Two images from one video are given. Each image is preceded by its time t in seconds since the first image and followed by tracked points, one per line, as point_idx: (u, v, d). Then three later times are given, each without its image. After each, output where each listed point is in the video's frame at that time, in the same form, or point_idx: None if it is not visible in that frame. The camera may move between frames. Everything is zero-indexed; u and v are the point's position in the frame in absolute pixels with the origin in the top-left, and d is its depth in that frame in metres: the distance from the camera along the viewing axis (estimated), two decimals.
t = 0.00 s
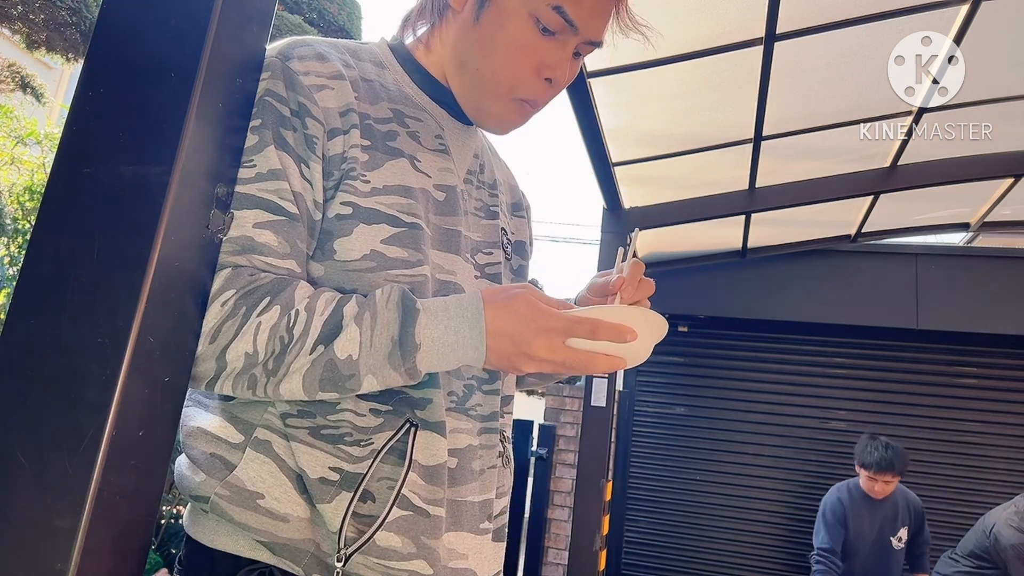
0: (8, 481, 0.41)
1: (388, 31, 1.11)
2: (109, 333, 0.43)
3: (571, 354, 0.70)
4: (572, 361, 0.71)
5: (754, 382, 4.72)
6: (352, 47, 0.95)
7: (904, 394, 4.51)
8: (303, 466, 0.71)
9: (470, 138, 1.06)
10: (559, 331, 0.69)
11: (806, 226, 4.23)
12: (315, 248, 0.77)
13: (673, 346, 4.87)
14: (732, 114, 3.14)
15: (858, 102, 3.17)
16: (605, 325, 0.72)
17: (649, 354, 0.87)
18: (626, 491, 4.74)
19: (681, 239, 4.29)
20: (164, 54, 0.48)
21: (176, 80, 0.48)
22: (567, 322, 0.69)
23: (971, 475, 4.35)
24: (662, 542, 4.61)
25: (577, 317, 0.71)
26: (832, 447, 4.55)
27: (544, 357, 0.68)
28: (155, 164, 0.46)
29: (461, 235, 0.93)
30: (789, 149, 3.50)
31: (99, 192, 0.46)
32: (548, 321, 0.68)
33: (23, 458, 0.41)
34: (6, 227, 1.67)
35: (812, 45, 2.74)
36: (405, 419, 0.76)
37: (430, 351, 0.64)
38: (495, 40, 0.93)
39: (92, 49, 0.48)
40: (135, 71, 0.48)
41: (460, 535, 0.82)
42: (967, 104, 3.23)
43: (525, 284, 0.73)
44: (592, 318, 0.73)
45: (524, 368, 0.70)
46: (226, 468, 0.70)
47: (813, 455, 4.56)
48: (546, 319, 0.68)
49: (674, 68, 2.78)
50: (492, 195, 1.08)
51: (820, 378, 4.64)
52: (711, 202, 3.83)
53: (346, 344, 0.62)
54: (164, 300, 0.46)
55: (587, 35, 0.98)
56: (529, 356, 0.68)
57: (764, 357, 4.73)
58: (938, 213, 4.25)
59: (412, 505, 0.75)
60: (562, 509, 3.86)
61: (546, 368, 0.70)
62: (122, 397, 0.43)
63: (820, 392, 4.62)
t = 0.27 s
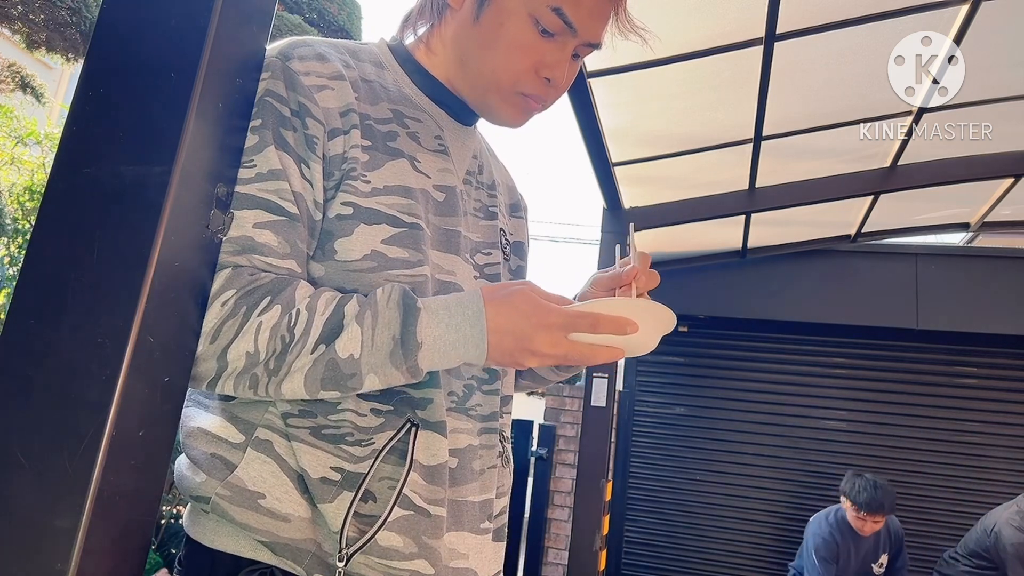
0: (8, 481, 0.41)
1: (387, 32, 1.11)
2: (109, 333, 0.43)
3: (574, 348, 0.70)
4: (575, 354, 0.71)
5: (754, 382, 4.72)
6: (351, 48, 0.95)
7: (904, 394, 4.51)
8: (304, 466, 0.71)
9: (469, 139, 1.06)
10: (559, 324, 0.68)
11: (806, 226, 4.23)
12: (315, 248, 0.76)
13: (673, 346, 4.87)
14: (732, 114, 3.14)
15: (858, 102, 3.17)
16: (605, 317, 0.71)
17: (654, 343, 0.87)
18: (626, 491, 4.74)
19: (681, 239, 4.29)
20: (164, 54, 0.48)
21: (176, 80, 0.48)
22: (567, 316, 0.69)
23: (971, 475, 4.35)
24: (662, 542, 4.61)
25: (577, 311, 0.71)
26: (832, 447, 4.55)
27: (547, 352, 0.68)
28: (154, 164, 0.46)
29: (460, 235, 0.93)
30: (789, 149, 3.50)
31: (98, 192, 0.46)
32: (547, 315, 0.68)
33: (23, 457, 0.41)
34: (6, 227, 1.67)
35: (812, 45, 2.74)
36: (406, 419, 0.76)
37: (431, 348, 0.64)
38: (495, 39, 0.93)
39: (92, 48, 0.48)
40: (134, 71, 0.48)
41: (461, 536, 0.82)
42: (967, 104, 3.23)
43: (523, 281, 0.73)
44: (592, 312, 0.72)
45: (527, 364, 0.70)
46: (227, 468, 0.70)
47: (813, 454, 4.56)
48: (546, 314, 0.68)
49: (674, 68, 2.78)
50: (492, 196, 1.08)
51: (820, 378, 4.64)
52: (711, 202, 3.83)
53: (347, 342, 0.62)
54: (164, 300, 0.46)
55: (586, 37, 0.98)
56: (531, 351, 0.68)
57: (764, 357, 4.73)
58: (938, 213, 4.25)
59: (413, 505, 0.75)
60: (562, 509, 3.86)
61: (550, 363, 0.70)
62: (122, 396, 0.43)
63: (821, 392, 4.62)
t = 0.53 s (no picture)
0: (8, 481, 0.41)
1: (385, 32, 1.11)
2: (109, 333, 0.43)
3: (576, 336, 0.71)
4: (577, 342, 0.72)
5: (754, 382, 4.72)
6: (349, 47, 0.95)
7: (904, 394, 4.51)
8: (303, 466, 0.71)
9: (469, 138, 1.06)
10: (560, 314, 0.69)
11: (806, 226, 4.23)
12: (316, 248, 0.77)
13: (673, 346, 4.87)
14: (732, 114, 3.14)
15: (858, 102, 3.17)
16: (607, 303, 0.71)
17: (656, 323, 0.87)
18: (626, 491, 4.74)
19: (681, 239, 4.29)
20: (164, 54, 0.48)
21: (176, 80, 0.48)
22: (568, 306, 0.70)
23: (971, 475, 4.35)
24: (662, 541, 4.61)
25: (578, 300, 0.72)
26: (832, 447, 4.55)
27: (548, 342, 0.69)
28: (154, 164, 0.46)
29: (459, 235, 0.93)
30: (789, 149, 3.50)
31: (99, 192, 0.46)
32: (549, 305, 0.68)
33: (23, 457, 0.41)
34: (6, 227, 1.67)
35: (812, 45, 2.73)
36: (405, 419, 0.76)
37: (432, 345, 0.64)
38: (494, 39, 0.93)
39: (92, 48, 0.48)
40: (133, 71, 0.48)
41: (460, 535, 0.82)
42: (967, 104, 3.23)
43: (524, 271, 0.73)
44: (593, 298, 0.72)
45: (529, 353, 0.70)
46: (227, 467, 0.70)
47: (813, 454, 4.56)
48: (547, 304, 0.69)
49: (674, 68, 2.78)
50: (491, 196, 1.08)
51: (820, 378, 4.64)
52: (711, 202, 3.83)
53: (348, 339, 0.62)
54: (164, 300, 0.46)
55: (584, 34, 0.98)
56: (533, 342, 0.68)
57: (764, 357, 4.73)
58: (938, 213, 4.25)
59: (413, 505, 0.75)
60: (562, 509, 3.86)
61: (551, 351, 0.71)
62: (122, 395, 0.43)
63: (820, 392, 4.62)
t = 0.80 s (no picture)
0: (8, 480, 0.41)
1: (384, 33, 1.11)
2: (109, 334, 0.43)
3: (575, 333, 0.71)
4: (576, 340, 0.72)
5: (754, 382, 4.72)
6: (349, 47, 0.95)
7: (904, 394, 4.52)
8: (303, 465, 0.71)
9: (467, 138, 1.06)
10: (559, 311, 0.69)
11: (806, 226, 4.23)
12: (315, 248, 0.77)
13: (673, 346, 4.87)
14: (732, 114, 3.14)
15: (858, 102, 3.17)
16: (606, 301, 0.73)
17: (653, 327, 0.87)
18: (626, 491, 4.73)
19: (681, 239, 4.29)
20: (164, 54, 0.48)
21: (176, 80, 0.48)
22: (566, 303, 0.70)
23: (971, 475, 4.35)
24: (662, 541, 4.61)
25: (575, 298, 0.72)
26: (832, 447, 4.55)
27: (549, 338, 0.69)
28: (154, 163, 0.46)
29: (459, 235, 0.93)
30: (789, 149, 3.50)
31: (98, 192, 0.46)
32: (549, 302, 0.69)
33: (23, 458, 0.41)
34: (6, 227, 1.67)
35: (812, 45, 2.73)
36: (405, 419, 0.76)
37: (432, 343, 0.64)
38: (492, 39, 0.93)
39: (92, 48, 0.48)
40: (133, 72, 0.48)
41: (460, 535, 0.82)
42: (967, 104, 3.23)
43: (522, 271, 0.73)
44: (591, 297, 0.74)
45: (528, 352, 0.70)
46: (226, 468, 0.71)
47: (813, 454, 4.56)
48: (546, 300, 0.69)
49: (674, 68, 2.78)
50: (490, 195, 1.08)
51: (820, 378, 4.64)
52: (711, 202, 3.83)
53: (347, 337, 0.62)
54: (164, 299, 0.46)
55: (583, 35, 0.97)
56: (533, 339, 0.68)
57: (764, 357, 4.73)
58: (938, 213, 4.25)
59: (412, 505, 0.75)
60: (562, 509, 3.86)
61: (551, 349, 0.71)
62: (122, 395, 0.43)
63: (820, 392, 4.62)
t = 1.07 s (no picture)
0: (8, 480, 0.41)
1: (383, 32, 1.11)
2: (109, 334, 0.43)
3: (574, 341, 0.70)
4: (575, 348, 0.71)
5: (754, 382, 4.72)
6: (348, 47, 0.96)
7: (904, 394, 4.52)
8: (303, 465, 0.71)
9: (467, 138, 1.06)
10: (557, 318, 0.68)
11: (806, 226, 4.23)
12: (316, 248, 0.77)
13: (673, 346, 4.87)
14: (732, 114, 3.14)
15: (858, 102, 3.17)
16: (605, 311, 0.72)
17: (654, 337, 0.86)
18: (626, 491, 4.73)
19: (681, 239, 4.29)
20: (164, 55, 0.48)
21: (176, 81, 0.48)
22: (566, 310, 0.69)
23: (971, 475, 4.35)
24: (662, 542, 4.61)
25: (576, 306, 0.71)
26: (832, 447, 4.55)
27: (547, 345, 0.68)
28: (155, 164, 0.46)
29: (459, 234, 0.93)
30: (789, 149, 3.50)
31: (99, 192, 0.46)
32: (548, 308, 0.68)
33: (23, 458, 0.41)
34: (6, 227, 1.67)
35: (812, 45, 2.74)
36: (405, 419, 0.76)
37: (431, 343, 0.64)
38: (489, 41, 0.93)
39: (92, 49, 0.48)
40: (134, 72, 0.48)
41: (459, 534, 0.82)
42: (967, 104, 3.23)
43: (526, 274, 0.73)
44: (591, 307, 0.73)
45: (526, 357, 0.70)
46: (226, 468, 0.71)
47: (813, 454, 4.56)
48: (545, 306, 0.68)
49: (674, 68, 2.78)
50: (490, 195, 1.08)
51: (820, 378, 4.64)
52: (711, 202, 3.83)
53: (346, 337, 0.63)
54: (164, 300, 0.46)
55: (581, 33, 0.97)
56: (530, 344, 0.67)
57: (764, 357, 4.73)
58: (938, 213, 4.26)
59: (412, 504, 0.75)
60: (562, 509, 3.85)
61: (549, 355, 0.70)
62: (123, 396, 0.43)
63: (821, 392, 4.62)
